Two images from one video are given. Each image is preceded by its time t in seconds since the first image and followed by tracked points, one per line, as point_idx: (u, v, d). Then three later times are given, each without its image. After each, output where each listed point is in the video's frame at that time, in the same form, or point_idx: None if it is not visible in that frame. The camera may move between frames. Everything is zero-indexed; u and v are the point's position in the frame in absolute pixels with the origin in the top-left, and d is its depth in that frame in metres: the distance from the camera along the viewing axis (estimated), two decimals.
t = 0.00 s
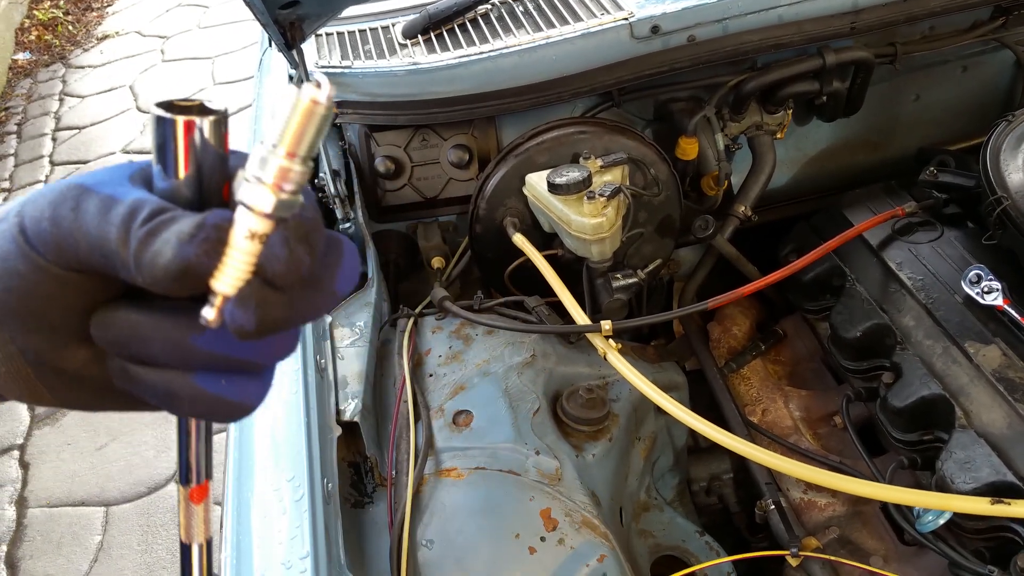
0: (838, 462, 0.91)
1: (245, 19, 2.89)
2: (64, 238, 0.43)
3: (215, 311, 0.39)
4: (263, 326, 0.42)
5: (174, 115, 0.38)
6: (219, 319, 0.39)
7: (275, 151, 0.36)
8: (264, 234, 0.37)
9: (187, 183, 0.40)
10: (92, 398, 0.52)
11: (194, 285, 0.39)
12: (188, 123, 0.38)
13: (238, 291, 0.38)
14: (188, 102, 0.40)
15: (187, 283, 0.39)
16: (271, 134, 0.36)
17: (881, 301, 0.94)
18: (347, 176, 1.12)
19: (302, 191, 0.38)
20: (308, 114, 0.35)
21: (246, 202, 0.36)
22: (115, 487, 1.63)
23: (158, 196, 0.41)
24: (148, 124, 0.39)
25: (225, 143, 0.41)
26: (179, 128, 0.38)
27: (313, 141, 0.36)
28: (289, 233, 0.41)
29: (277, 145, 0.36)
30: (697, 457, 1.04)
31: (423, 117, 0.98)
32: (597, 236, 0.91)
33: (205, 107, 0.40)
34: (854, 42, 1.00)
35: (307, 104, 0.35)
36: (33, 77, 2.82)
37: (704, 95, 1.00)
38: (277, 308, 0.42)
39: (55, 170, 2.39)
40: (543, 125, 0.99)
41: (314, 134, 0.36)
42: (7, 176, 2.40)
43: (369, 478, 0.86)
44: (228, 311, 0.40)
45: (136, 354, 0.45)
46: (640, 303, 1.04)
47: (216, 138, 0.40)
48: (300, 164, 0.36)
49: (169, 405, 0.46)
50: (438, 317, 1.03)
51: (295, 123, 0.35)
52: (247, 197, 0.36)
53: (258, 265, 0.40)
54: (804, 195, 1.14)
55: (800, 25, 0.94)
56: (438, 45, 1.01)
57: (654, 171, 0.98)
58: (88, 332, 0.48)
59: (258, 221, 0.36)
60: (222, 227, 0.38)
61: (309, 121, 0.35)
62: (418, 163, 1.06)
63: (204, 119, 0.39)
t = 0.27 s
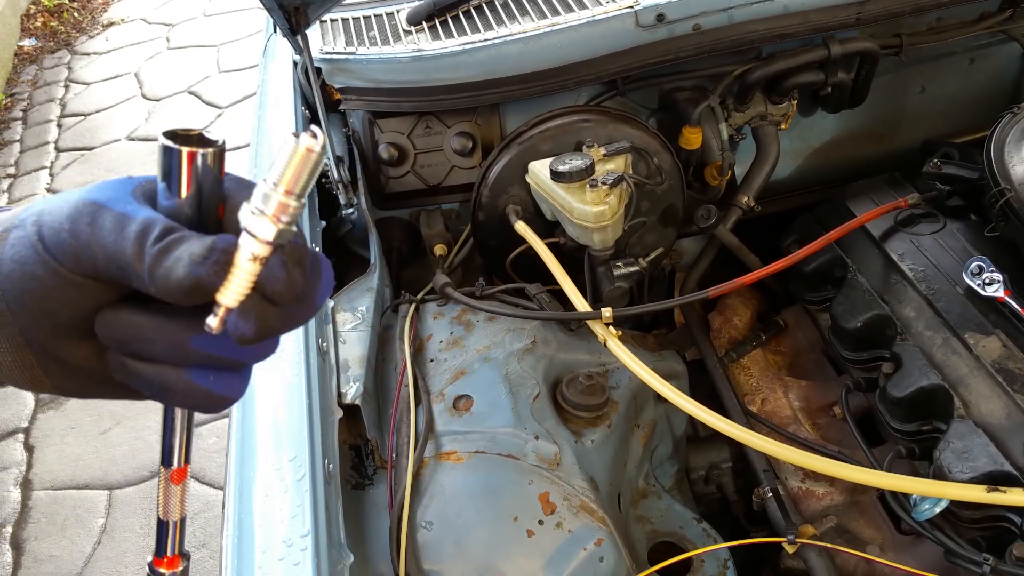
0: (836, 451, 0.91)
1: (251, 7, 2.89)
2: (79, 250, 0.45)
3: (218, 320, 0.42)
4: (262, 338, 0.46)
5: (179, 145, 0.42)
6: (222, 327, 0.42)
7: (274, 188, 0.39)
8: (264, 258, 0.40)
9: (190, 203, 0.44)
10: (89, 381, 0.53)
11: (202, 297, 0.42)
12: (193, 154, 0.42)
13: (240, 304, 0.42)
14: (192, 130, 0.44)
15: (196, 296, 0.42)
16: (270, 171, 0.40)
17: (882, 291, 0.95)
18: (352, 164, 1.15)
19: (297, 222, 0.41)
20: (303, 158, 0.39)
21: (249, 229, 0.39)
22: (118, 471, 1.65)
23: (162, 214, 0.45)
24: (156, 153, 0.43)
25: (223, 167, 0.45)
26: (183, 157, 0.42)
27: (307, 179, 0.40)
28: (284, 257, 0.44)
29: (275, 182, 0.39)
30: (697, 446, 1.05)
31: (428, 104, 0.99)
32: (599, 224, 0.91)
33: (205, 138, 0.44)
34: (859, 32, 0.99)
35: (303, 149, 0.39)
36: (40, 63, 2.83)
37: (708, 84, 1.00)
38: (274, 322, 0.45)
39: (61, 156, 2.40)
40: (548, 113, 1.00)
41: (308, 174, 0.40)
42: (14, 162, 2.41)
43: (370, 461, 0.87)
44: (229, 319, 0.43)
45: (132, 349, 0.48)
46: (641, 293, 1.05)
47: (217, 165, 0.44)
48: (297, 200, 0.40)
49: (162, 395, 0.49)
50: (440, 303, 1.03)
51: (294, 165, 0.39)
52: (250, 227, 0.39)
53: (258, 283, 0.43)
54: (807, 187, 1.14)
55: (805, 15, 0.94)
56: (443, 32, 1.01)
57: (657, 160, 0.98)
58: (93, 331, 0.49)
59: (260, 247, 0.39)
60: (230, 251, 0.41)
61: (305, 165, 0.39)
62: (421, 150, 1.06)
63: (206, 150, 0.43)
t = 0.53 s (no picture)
0: (834, 444, 0.92)
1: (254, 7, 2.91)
2: (68, 286, 0.46)
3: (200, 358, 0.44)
4: (242, 375, 0.47)
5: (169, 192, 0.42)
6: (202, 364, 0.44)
7: (255, 240, 0.40)
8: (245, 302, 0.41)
9: (176, 247, 0.45)
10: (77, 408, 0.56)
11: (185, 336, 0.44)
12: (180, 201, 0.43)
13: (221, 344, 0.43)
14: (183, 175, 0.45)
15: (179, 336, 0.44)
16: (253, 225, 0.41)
17: (879, 285, 0.95)
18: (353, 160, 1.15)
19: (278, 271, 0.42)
20: (284, 212, 0.40)
21: (231, 276, 0.41)
22: (122, 467, 1.66)
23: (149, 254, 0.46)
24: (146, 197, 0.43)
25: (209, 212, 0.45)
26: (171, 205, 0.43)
27: (288, 232, 0.41)
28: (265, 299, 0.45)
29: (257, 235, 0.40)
30: (696, 440, 1.05)
31: (428, 101, 1.00)
32: (598, 219, 0.93)
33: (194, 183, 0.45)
34: (856, 28, 1.00)
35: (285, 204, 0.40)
36: (44, 62, 2.84)
37: (706, 80, 1.00)
38: (254, 361, 0.47)
39: (65, 155, 2.41)
40: (547, 108, 1.01)
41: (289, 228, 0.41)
42: (18, 161, 2.43)
43: (371, 454, 0.87)
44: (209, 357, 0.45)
45: (114, 379, 0.49)
46: (641, 286, 1.06)
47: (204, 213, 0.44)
48: (278, 252, 0.41)
49: (141, 424, 0.50)
50: (441, 298, 1.04)
51: (275, 219, 0.40)
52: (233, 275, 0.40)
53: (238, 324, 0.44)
54: (805, 181, 1.15)
55: (802, 11, 0.95)
56: (443, 29, 1.03)
57: (655, 155, 0.98)
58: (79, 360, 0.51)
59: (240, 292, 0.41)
60: (214, 295, 0.43)
61: (286, 218, 0.40)
62: (422, 146, 1.07)
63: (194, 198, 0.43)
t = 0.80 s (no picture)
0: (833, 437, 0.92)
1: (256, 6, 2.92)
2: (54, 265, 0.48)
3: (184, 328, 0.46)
4: (224, 344, 0.49)
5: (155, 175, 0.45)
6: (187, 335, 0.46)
7: (235, 206, 0.44)
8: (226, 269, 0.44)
9: (161, 229, 0.47)
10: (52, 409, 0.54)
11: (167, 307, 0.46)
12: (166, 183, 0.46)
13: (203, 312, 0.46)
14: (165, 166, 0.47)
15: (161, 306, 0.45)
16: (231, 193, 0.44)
17: (879, 277, 0.95)
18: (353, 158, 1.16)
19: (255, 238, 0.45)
20: (261, 179, 0.44)
21: (212, 242, 0.43)
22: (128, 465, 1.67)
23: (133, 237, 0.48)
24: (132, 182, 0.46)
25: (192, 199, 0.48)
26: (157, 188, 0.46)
27: (264, 198, 0.44)
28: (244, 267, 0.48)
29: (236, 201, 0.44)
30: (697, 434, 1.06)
31: (428, 98, 1.00)
32: (597, 214, 0.92)
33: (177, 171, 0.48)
34: (855, 21, 1.00)
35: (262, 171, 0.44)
36: (48, 63, 2.86)
37: (705, 74, 1.01)
38: (237, 328, 0.49)
39: (69, 155, 2.43)
40: (547, 104, 1.01)
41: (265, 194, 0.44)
42: (22, 162, 2.44)
43: (371, 450, 0.88)
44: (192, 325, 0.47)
45: (97, 361, 0.50)
46: (640, 281, 1.06)
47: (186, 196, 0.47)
48: (255, 217, 0.44)
49: (123, 406, 0.51)
50: (440, 295, 1.04)
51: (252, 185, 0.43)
52: (214, 240, 0.43)
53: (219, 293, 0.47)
54: (805, 175, 1.15)
55: (800, 4, 0.95)
56: (442, 26, 1.03)
57: (654, 150, 0.99)
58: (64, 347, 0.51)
59: (222, 258, 0.43)
60: (198, 262, 0.45)
61: (262, 185, 0.44)
62: (422, 143, 1.07)
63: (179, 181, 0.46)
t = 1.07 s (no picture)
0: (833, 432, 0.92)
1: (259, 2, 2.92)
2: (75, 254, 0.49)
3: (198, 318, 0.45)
4: (247, 345, 0.47)
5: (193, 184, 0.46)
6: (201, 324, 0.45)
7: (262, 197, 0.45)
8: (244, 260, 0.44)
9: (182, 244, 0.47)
10: (49, 405, 0.54)
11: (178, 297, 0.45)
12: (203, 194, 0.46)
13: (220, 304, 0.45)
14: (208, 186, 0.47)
15: (173, 294, 0.45)
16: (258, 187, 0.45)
17: (879, 273, 0.95)
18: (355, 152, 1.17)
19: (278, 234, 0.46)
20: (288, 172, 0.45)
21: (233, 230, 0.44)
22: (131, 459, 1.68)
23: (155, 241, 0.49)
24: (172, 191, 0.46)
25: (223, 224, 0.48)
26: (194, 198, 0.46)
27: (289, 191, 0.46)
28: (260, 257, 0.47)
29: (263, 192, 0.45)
30: (698, 429, 1.06)
31: (429, 92, 1.01)
32: (598, 209, 0.92)
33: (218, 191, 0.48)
34: (856, 16, 1.00)
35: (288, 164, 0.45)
36: (52, 59, 2.87)
37: (706, 69, 1.01)
38: (261, 329, 0.47)
39: (73, 150, 2.43)
40: (548, 99, 1.01)
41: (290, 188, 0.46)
42: (26, 157, 2.45)
43: (372, 443, 0.88)
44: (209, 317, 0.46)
45: (95, 367, 0.49)
46: (642, 275, 1.07)
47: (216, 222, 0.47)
48: (279, 209, 0.45)
49: (111, 420, 0.49)
50: (442, 288, 1.05)
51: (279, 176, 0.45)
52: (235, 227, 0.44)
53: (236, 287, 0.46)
54: (806, 171, 1.15)
55: None
56: (443, 21, 1.03)
57: (655, 145, 0.99)
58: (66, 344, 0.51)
59: (241, 247, 0.44)
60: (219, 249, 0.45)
61: (289, 178, 0.45)
62: (424, 138, 1.08)
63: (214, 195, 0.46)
